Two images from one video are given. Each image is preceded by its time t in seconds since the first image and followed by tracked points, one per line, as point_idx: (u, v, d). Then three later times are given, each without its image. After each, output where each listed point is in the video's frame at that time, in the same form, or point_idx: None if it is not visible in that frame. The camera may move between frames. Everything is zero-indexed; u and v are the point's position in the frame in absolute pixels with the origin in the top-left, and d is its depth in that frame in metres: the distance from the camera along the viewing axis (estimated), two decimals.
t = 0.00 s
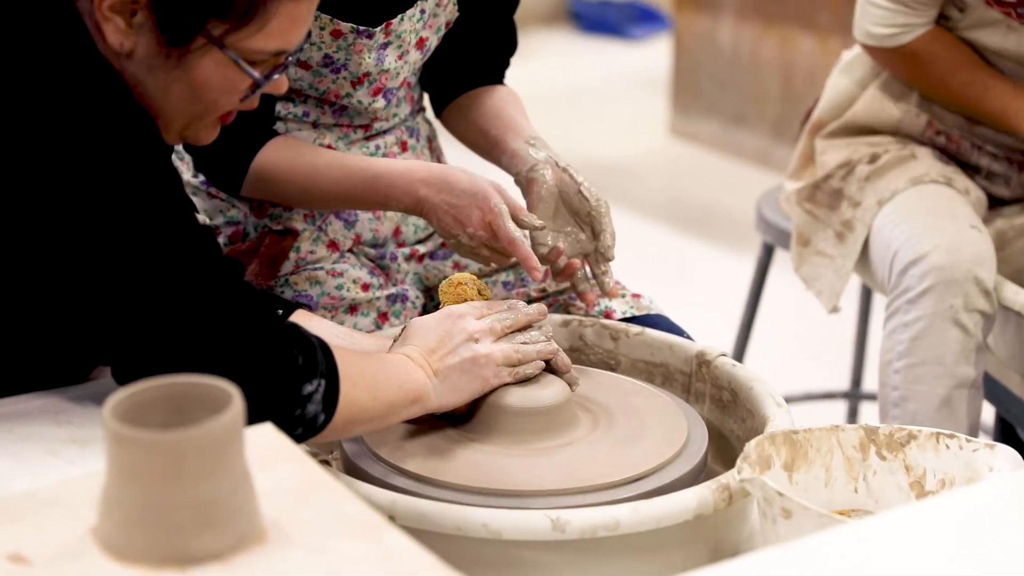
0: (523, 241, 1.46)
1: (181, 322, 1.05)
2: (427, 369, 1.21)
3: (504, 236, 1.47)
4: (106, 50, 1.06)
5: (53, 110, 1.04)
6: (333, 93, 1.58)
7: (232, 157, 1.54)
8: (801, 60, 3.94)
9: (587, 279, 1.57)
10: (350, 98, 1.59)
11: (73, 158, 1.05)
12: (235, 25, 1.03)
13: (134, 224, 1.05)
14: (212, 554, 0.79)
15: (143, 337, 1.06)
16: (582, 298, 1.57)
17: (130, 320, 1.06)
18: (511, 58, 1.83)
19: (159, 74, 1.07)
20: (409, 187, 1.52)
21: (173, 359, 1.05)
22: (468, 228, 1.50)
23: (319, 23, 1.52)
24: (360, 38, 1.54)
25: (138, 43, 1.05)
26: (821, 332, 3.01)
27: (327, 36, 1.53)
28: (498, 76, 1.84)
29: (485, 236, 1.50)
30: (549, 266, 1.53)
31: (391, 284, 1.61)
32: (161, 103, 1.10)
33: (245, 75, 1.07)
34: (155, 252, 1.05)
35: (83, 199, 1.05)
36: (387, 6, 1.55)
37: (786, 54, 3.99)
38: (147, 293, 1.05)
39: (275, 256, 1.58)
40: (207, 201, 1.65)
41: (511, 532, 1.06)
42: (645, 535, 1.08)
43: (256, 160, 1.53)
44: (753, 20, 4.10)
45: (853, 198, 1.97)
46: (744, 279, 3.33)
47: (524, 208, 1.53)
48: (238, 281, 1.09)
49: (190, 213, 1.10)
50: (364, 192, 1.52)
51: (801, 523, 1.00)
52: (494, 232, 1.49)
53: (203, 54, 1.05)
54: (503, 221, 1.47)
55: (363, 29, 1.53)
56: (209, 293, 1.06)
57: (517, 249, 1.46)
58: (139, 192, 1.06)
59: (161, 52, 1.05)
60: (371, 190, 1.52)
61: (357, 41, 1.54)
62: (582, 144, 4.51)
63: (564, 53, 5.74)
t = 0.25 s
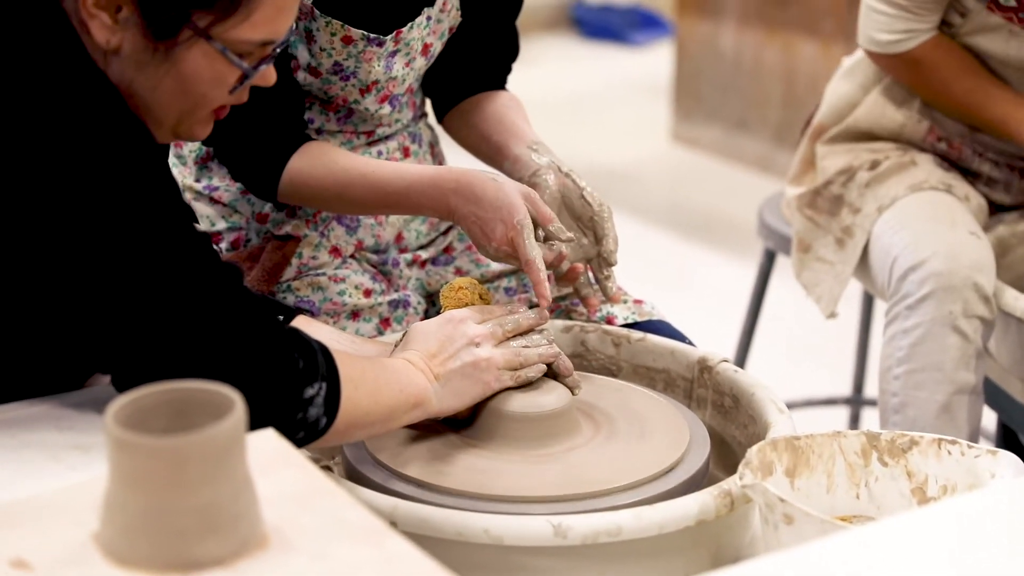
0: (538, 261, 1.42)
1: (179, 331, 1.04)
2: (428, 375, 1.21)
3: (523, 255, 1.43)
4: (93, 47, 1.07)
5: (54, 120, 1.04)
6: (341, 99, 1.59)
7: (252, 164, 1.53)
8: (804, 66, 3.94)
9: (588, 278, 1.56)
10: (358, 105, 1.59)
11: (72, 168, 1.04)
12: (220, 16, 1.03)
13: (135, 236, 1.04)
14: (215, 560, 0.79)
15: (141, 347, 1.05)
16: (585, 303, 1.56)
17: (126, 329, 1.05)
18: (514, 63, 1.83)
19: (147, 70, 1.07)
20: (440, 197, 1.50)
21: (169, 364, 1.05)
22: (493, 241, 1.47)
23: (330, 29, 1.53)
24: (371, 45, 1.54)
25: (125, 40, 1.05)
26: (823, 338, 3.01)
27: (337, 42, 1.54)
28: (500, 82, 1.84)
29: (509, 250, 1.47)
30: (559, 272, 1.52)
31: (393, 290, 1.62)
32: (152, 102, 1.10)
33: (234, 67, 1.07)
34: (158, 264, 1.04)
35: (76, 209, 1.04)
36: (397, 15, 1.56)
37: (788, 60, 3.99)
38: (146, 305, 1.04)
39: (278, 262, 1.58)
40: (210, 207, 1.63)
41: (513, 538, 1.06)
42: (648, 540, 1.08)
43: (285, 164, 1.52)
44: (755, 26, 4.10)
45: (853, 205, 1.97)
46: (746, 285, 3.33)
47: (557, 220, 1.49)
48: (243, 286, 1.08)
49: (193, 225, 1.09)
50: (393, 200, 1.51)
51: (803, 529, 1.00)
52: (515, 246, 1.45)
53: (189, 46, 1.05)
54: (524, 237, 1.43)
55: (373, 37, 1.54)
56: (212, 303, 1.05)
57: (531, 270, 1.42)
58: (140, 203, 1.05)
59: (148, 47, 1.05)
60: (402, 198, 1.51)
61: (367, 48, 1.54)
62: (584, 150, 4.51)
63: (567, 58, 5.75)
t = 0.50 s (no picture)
0: (540, 272, 1.41)
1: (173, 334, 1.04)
2: (429, 379, 1.21)
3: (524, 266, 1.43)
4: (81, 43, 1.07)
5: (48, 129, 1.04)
6: (343, 104, 1.59)
7: (252, 165, 1.54)
8: (805, 72, 3.94)
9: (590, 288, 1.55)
10: (360, 110, 1.59)
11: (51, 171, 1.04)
12: (205, 5, 1.02)
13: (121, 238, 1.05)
14: (216, 566, 0.80)
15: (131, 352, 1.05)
16: (587, 309, 1.55)
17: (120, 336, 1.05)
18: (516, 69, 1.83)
19: (134, 64, 1.06)
20: (441, 204, 1.49)
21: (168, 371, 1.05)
22: (494, 250, 1.47)
23: (333, 34, 1.52)
24: (373, 52, 1.54)
25: (110, 33, 1.04)
26: (825, 344, 3.01)
27: (340, 48, 1.53)
28: (503, 88, 1.84)
29: (511, 259, 1.47)
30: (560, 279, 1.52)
31: (395, 296, 1.62)
32: (140, 96, 1.09)
33: (221, 56, 1.06)
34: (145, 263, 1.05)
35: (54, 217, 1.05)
36: (398, 21, 1.56)
37: (790, 66, 3.99)
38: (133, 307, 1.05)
39: (280, 267, 1.58)
40: (213, 213, 1.63)
41: (514, 545, 1.05)
42: (649, 547, 1.08)
43: (286, 171, 1.52)
44: (756, 32, 4.10)
45: (857, 209, 1.97)
46: (748, 291, 3.33)
47: (558, 226, 1.48)
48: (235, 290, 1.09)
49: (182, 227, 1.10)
50: (395, 208, 1.51)
51: (804, 535, 1.00)
52: (517, 257, 1.45)
53: (176, 36, 1.03)
54: (525, 249, 1.43)
55: (375, 43, 1.53)
56: (203, 303, 1.06)
57: (534, 281, 1.41)
58: (126, 203, 1.06)
59: (134, 38, 1.04)
60: (403, 205, 1.50)
61: (370, 55, 1.54)
62: (586, 156, 4.52)
63: (568, 64, 5.75)
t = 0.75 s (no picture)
0: (540, 280, 1.41)
1: (173, 344, 1.05)
2: (429, 383, 1.21)
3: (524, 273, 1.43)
4: (59, 37, 1.07)
5: (38, 137, 1.04)
6: (344, 112, 1.59)
7: (250, 171, 1.53)
8: (806, 80, 3.94)
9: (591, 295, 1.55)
10: (361, 118, 1.59)
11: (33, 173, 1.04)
12: None
13: (116, 252, 1.06)
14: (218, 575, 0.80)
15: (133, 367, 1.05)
16: (587, 317, 1.56)
17: (121, 351, 1.05)
18: (517, 77, 1.83)
19: (117, 55, 1.07)
20: (439, 213, 1.50)
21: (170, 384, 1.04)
22: (493, 258, 1.48)
23: (334, 42, 1.53)
24: (373, 60, 1.54)
25: (92, 26, 1.05)
26: (825, 353, 3.01)
27: (341, 55, 1.54)
28: (503, 96, 1.84)
29: (511, 267, 1.48)
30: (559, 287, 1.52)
31: (395, 304, 1.62)
32: (122, 87, 1.09)
33: (204, 42, 1.08)
34: (138, 275, 1.06)
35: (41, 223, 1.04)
36: (401, 28, 1.56)
37: (791, 74, 3.99)
38: (132, 320, 1.04)
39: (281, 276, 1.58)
40: (214, 222, 1.63)
41: (516, 553, 1.05)
42: (651, 555, 1.08)
43: (284, 179, 1.52)
44: (757, 40, 4.10)
45: (861, 216, 1.97)
46: (748, 300, 3.33)
47: (557, 233, 1.49)
48: (224, 297, 1.10)
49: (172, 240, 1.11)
50: (394, 217, 1.51)
51: (805, 544, 1.00)
52: (516, 265, 1.46)
53: (159, 23, 1.05)
54: (524, 258, 1.43)
55: (376, 51, 1.54)
56: (199, 312, 1.06)
57: (533, 288, 1.42)
58: (108, 208, 1.07)
59: (116, 28, 1.05)
60: (400, 214, 1.51)
61: (370, 63, 1.55)
62: (586, 164, 4.52)
63: (568, 73, 5.76)
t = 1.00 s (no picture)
0: (543, 284, 1.41)
1: (172, 351, 1.01)
2: (428, 386, 1.21)
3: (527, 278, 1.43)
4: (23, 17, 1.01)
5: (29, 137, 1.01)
6: (345, 119, 1.60)
7: (250, 177, 1.51)
8: (807, 88, 3.95)
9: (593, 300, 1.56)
10: (362, 125, 1.60)
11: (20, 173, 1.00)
12: None
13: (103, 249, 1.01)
14: None
15: (135, 378, 1.01)
16: (589, 323, 1.56)
17: (119, 361, 1.01)
18: (518, 84, 1.83)
19: (85, 37, 1.01)
20: (440, 218, 1.49)
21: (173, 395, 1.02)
22: (496, 262, 1.47)
23: (336, 49, 1.53)
24: (375, 67, 1.54)
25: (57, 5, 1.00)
26: (826, 361, 3.01)
27: (342, 62, 1.54)
28: (504, 103, 1.84)
29: (513, 271, 1.47)
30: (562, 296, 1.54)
31: (396, 311, 1.62)
32: (95, 73, 1.04)
33: (171, 16, 1.03)
34: (126, 273, 1.01)
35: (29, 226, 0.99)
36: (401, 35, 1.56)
37: (792, 82, 3.99)
38: (130, 326, 1.00)
39: (283, 283, 1.58)
40: (215, 229, 1.61)
41: (518, 561, 1.05)
42: (654, 563, 1.08)
43: (283, 187, 1.51)
44: (758, 48, 4.10)
45: (863, 223, 1.97)
46: (750, 308, 3.33)
47: (559, 238, 1.49)
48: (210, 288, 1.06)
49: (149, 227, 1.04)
50: (394, 223, 1.50)
51: (806, 552, 1.00)
52: (519, 268, 1.45)
53: None
54: (526, 261, 1.43)
55: (377, 58, 1.54)
56: (190, 309, 1.02)
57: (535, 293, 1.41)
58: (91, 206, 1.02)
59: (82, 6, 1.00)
60: (402, 219, 1.50)
61: (372, 69, 1.55)
62: (587, 172, 4.52)
63: (568, 80, 5.76)
